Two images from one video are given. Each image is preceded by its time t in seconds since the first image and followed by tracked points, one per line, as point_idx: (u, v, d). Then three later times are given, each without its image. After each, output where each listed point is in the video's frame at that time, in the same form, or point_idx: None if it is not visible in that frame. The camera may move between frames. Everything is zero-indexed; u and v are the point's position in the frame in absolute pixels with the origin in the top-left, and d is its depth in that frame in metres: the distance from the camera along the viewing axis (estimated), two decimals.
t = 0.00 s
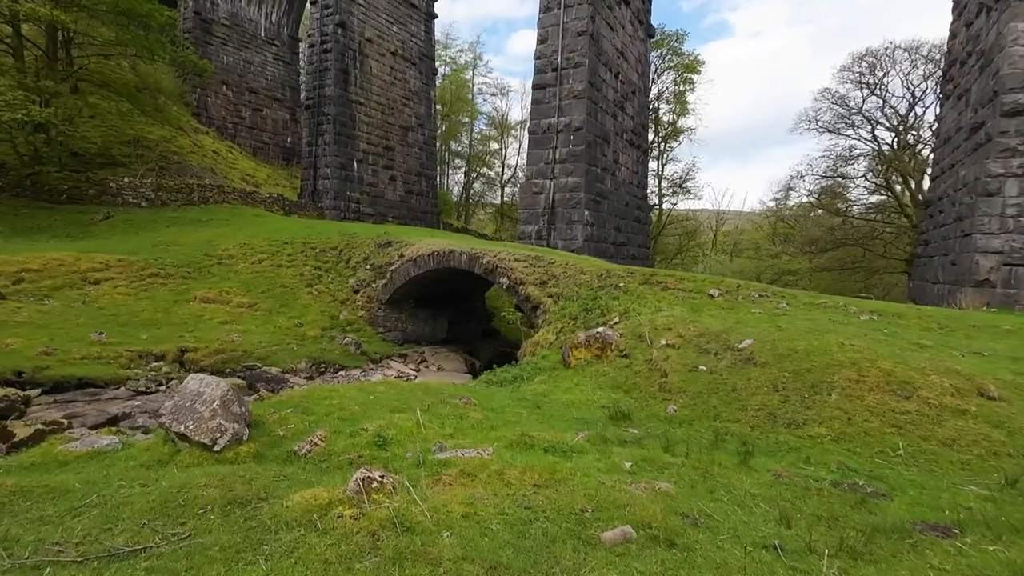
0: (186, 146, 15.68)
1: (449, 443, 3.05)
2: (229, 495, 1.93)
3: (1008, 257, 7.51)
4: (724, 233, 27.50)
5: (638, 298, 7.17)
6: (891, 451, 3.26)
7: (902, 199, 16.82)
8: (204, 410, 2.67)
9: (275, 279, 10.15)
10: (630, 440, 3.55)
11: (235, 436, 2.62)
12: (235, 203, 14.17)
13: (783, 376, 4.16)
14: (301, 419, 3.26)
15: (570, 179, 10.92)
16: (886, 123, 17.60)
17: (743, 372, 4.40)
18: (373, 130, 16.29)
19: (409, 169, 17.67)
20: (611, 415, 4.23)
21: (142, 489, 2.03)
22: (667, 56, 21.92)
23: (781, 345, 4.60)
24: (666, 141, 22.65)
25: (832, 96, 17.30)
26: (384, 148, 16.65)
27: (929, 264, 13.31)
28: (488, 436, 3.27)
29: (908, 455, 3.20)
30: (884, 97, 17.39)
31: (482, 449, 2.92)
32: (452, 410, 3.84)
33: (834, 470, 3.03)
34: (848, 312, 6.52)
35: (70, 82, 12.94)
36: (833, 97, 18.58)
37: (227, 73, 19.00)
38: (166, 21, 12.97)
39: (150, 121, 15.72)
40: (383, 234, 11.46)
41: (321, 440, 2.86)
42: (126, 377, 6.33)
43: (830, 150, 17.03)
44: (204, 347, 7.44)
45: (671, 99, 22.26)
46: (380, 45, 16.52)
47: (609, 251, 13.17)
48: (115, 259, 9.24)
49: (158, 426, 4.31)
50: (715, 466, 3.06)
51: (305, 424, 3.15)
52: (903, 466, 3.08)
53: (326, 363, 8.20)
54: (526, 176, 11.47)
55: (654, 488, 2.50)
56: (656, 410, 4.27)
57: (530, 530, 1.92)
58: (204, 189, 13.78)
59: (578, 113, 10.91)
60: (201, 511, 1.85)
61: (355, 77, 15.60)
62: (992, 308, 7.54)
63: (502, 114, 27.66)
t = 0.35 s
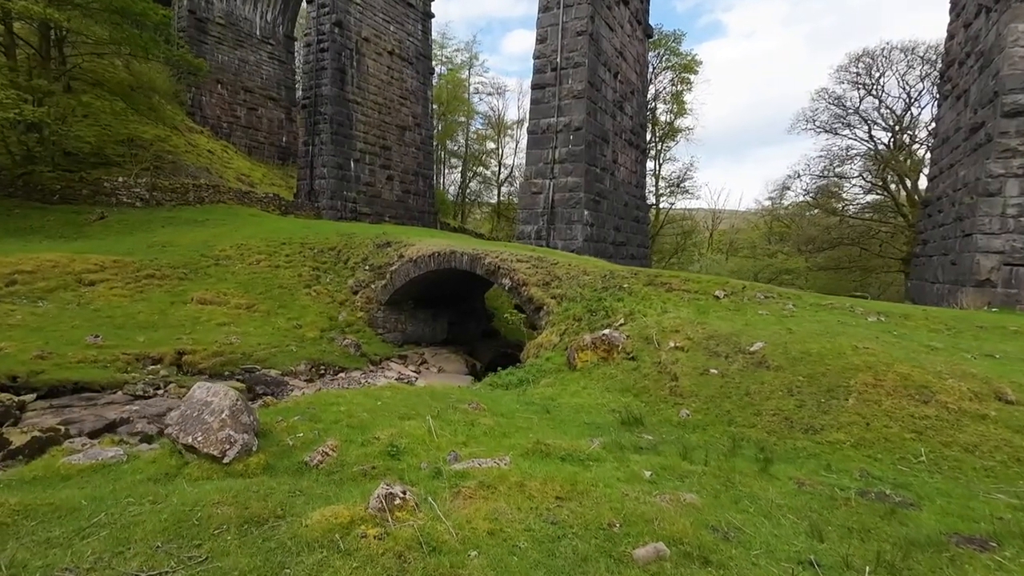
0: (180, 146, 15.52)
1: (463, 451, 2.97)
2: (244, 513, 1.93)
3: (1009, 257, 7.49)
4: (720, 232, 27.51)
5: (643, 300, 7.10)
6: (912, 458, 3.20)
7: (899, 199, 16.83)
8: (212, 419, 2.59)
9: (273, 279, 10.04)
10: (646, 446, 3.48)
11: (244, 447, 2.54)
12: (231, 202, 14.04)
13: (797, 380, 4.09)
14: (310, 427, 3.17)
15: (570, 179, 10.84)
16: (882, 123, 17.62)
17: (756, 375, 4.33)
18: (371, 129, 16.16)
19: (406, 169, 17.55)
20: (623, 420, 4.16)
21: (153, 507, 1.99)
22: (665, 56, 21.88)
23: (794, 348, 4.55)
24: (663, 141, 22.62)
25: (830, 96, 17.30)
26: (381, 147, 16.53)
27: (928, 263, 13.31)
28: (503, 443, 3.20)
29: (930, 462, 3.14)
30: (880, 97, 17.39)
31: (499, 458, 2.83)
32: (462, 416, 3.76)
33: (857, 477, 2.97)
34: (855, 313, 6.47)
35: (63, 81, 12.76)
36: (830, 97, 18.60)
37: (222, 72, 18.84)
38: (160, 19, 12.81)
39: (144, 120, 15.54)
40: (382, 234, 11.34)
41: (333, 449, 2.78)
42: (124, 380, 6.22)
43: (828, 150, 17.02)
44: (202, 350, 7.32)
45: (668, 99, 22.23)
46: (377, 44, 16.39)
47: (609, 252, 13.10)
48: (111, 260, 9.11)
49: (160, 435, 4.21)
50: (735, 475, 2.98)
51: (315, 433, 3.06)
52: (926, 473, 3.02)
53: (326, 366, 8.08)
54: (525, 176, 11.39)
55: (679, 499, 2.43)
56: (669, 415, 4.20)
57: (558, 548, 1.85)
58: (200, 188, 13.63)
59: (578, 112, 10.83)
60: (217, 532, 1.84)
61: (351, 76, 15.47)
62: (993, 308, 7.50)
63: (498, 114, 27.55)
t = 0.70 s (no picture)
0: (172, 147, 15.33)
1: (469, 461, 2.85)
2: (243, 532, 1.83)
3: (1006, 259, 7.46)
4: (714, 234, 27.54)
5: (644, 303, 7.01)
6: (931, 464, 3.11)
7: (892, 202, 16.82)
8: (207, 429, 2.47)
9: (267, 283, 9.88)
10: (656, 453, 3.38)
11: (241, 458, 2.43)
12: (224, 205, 13.86)
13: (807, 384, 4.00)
14: (308, 436, 3.05)
15: (567, 180, 10.75)
16: (875, 125, 17.66)
17: (764, 379, 4.23)
18: (365, 131, 16.03)
19: (400, 171, 17.43)
20: (630, 425, 4.05)
21: (145, 527, 1.88)
22: (659, 58, 21.88)
23: (802, 351, 4.46)
24: (658, 143, 22.61)
25: (824, 99, 17.32)
26: (375, 149, 16.40)
27: (922, 265, 13.30)
28: (511, 452, 3.08)
29: (950, 468, 3.05)
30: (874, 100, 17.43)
31: (506, 468, 2.71)
32: (466, 423, 3.65)
33: (876, 485, 2.88)
34: (858, 315, 6.40)
35: (52, 82, 12.54)
36: (823, 99, 18.64)
37: (214, 74, 18.64)
38: (151, 19, 12.63)
39: (134, 121, 15.33)
40: (377, 236, 11.21)
41: (334, 460, 2.66)
42: (114, 387, 6.06)
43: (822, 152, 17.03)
44: (194, 355, 7.16)
45: (663, 101, 22.22)
46: (371, 45, 16.27)
47: (605, 254, 13.02)
48: (100, 263, 8.93)
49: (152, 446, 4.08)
50: (751, 483, 2.88)
51: (313, 443, 2.94)
52: (947, 481, 2.93)
53: (321, 370, 7.93)
54: (521, 177, 11.29)
55: (698, 511, 2.33)
56: (676, 420, 4.10)
57: (579, 567, 1.75)
58: (191, 190, 13.44)
59: (575, 114, 10.75)
60: (215, 554, 1.74)
61: (346, 78, 15.33)
62: (990, 310, 7.45)
63: (492, 116, 27.47)
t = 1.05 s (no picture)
0: (162, 150, 15.10)
1: (474, 477, 2.70)
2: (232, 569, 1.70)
3: (1002, 263, 7.25)
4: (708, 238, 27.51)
5: (644, 307, 6.88)
6: (954, 477, 2.99)
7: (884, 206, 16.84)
8: (195, 447, 2.33)
9: (259, 288, 9.69)
10: (667, 466, 3.24)
11: (230, 478, 2.30)
12: (215, 208, 13.64)
13: (818, 393, 3.88)
14: (304, 452, 2.89)
15: (563, 184, 10.63)
16: (867, 130, 17.68)
17: (774, 388, 4.11)
18: (358, 134, 15.86)
19: (394, 175, 17.26)
20: (637, 435, 3.92)
21: (123, 562, 1.75)
22: (653, 62, 21.86)
23: (812, 358, 4.34)
24: (652, 147, 22.56)
25: (817, 103, 17.33)
26: (369, 153, 16.24)
27: (918, 268, 13.26)
28: (517, 466, 2.94)
29: (973, 481, 2.94)
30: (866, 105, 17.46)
31: (514, 486, 2.56)
32: (469, 435, 3.50)
33: (900, 501, 2.75)
34: (862, 320, 6.30)
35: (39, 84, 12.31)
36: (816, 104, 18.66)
37: (205, 76, 18.42)
38: (141, 21, 12.43)
39: (124, 124, 15.10)
40: (370, 241, 11.04)
41: (330, 478, 2.51)
42: (100, 396, 5.86)
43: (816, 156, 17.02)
44: (184, 362, 6.96)
45: (657, 106, 22.19)
46: (364, 48, 16.12)
47: (601, 257, 12.91)
48: (87, 268, 8.72)
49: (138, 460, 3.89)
50: (769, 499, 2.75)
51: (309, 459, 2.78)
52: (971, 495, 2.82)
53: (315, 377, 7.75)
54: (516, 181, 11.16)
55: (720, 532, 2.20)
56: (684, 430, 3.96)
57: None
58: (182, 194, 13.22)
59: (570, 117, 10.63)
60: None
61: (339, 81, 15.16)
62: (986, 314, 7.25)
63: (486, 120, 27.36)
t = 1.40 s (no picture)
0: (153, 152, 14.89)
1: (479, 490, 2.56)
2: None
3: (1000, 266, 7.15)
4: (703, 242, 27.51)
5: (645, 312, 6.77)
6: (974, 486, 2.89)
7: (878, 210, 16.71)
8: (182, 460, 2.18)
9: (252, 292, 9.51)
10: (678, 476, 3.12)
11: (220, 494, 2.16)
12: (206, 211, 13.43)
13: (830, 398, 3.78)
14: (298, 463, 2.74)
15: (559, 187, 10.53)
16: (861, 135, 17.67)
17: (783, 394, 4.00)
18: (352, 138, 15.71)
19: (388, 178, 17.11)
20: (645, 444, 3.80)
21: None
22: (647, 67, 21.89)
23: (821, 363, 4.24)
24: (647, 151, 22.55)
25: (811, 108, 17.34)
26: (363, 156, 16.10)
27: (913, 272, 13.23)
28: (524, 478, 2.81)
29: (996, 491, 2.83)
30: (859, 110, 17.47)
31: (522, 499, 2.42)
32: (471, 444, 3.36)
33: (923, 512, 2.64)
34: (865, 324, 6.20)
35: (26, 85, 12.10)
36: (809, 109, 18.69)
37: (197, 79, 18.24)
38: (131, 22, 12.25)
39: (113, 126, 14.89)
40: (364, 244, 10.89)
41: (327, 492, 2.37)
42: (86, 404, 5.67)
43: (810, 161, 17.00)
44: (174, 368, 6.77)
45: (651, 110, 22.18)
46: (358, 51, 16.00)
47: (597, 261, 12.79)
48: (74, 272, 8.52)
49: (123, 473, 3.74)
50: (787, 511, 2.63)
51: (304, 471, 2.64)
52: (996, 506, 2.71)
53: (309, 384, 7.58)
54: (512, 185, 11.05)
55: (743, 549, 2.08)
56: (692, 438, 3.84)
57: None
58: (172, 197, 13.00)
59: (566, 120, 10.54)
60: None
61: (332, 83, 15.03)
62: (984, 318, 7.14)
63: (480, 124, 27.27)
